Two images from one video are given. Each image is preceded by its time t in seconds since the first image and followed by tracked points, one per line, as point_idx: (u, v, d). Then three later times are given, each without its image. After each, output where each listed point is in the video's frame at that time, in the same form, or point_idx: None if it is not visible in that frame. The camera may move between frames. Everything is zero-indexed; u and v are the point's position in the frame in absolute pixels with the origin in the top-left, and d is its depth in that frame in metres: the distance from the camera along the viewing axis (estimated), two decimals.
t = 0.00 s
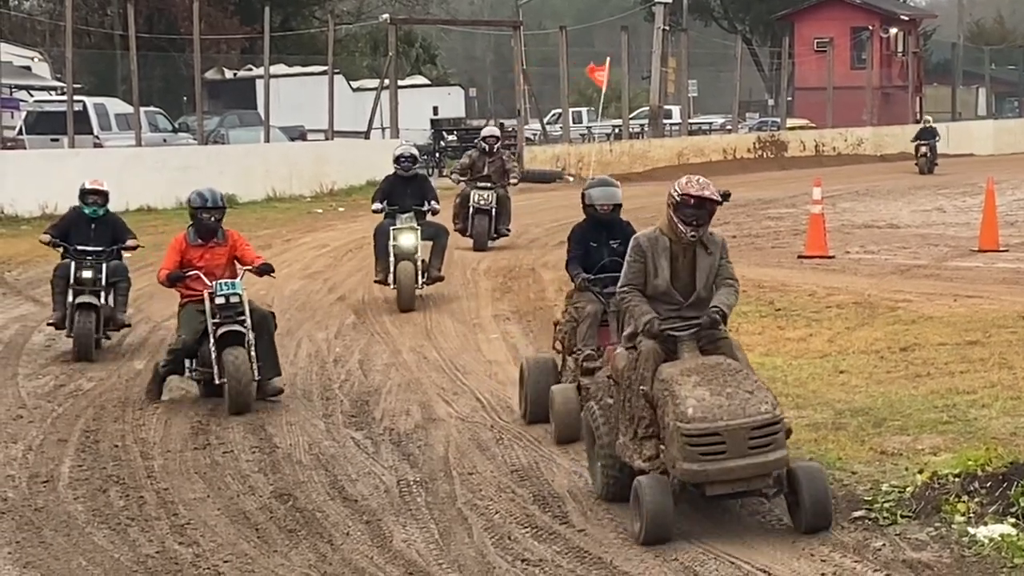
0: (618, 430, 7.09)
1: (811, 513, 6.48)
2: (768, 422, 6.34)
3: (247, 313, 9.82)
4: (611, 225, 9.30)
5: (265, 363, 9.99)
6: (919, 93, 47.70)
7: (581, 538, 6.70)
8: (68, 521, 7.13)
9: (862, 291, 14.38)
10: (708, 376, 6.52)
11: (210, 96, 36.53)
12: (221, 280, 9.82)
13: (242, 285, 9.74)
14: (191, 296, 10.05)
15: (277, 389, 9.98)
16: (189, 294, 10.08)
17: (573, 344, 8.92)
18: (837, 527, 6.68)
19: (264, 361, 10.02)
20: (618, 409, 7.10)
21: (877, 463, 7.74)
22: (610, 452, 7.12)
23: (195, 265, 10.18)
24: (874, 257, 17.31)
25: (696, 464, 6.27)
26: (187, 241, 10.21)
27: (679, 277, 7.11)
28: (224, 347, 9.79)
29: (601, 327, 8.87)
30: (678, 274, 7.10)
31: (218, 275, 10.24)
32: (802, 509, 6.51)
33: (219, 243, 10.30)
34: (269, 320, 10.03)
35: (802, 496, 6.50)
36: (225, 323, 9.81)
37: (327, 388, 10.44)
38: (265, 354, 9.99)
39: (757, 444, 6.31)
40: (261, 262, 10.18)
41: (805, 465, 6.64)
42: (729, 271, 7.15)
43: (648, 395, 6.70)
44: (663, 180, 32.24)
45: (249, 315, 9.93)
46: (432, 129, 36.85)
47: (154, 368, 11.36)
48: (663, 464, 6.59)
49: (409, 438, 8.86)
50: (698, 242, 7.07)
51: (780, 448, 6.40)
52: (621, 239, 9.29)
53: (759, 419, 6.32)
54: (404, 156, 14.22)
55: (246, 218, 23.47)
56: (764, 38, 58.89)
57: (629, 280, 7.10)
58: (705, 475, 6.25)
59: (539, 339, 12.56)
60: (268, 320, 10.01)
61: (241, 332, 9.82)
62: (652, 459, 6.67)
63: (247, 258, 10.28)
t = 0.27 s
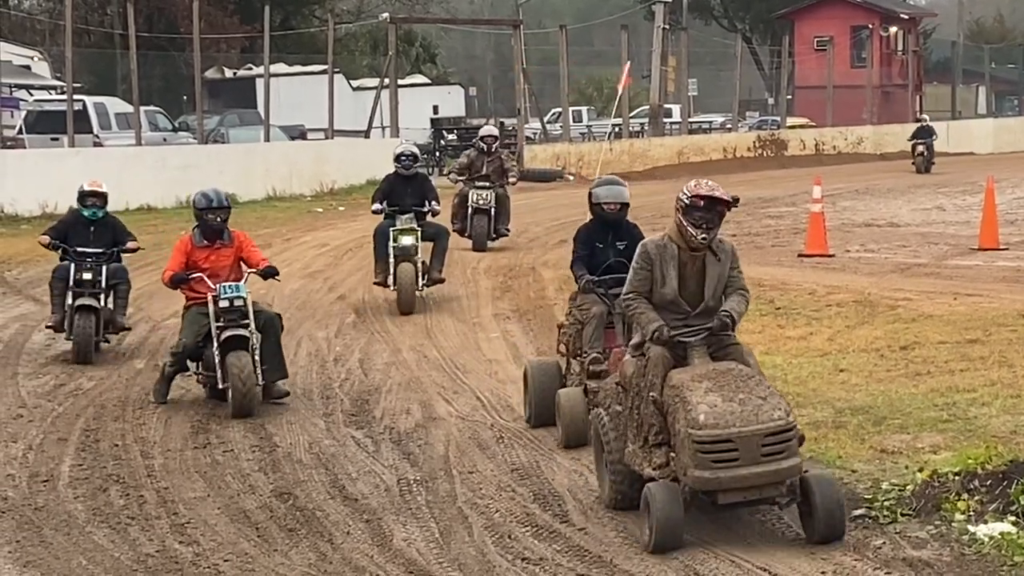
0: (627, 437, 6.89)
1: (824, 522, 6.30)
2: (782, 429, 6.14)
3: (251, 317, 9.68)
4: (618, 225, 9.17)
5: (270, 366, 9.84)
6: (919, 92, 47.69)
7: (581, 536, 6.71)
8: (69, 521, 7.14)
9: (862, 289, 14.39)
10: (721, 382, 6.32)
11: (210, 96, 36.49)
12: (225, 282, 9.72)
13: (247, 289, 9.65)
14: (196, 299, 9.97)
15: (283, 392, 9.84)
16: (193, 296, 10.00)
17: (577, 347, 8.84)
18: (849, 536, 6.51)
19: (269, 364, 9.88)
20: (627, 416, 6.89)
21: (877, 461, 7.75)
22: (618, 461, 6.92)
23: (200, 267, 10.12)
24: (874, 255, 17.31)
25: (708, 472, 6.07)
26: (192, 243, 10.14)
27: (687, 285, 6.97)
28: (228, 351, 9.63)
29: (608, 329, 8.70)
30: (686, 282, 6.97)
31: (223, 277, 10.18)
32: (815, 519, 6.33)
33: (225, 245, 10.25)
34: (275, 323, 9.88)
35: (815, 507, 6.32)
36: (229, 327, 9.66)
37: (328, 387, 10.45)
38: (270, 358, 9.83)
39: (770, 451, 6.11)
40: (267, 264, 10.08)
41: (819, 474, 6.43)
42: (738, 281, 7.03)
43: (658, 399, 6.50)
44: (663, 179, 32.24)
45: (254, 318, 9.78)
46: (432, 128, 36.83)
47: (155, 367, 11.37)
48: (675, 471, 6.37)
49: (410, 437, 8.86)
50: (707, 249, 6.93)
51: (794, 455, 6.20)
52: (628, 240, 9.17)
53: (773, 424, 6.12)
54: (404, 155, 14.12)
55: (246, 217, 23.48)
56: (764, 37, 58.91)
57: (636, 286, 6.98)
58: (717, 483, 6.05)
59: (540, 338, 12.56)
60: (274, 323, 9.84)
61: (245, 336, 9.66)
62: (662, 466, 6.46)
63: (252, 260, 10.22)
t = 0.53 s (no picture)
0: (637, 443, 6.76)
1: (836, 530, 6.15)
2: (794, 435, 6.00)
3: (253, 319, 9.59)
4: (624, 225, 9.12)
5: (274, 369, 9.72)
6: (918, 90, 47.69)
7: (580, 535, 6.71)
8: (69, 520, 7.15)
9: (861, 288, 14.38)
10: (733, 389, 6.19)
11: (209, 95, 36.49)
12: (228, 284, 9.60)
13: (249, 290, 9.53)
14: (200, 301, 9.86)
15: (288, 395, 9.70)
16: (197, 298, 9.88)
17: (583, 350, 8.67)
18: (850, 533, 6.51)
19: (273, 367, 9.75)
20: (637, 425, 6.77)
21: (876, 459, 7.75)
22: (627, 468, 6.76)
23: (205, 268, 9.98)
24: (872, 254, 17.32)
25: (718, 478, 5.93)
26: (196, 245, 10.01)
27: (696, 290, 6.79)
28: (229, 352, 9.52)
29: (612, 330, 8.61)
30: (696, 287, 6.79)
31: (228, 277, 10.02)
32: (827, 529, 6.17)
33: (230, 246, 10.11)
34: (279, 327, 9.77)
35: (828, 515, 6.16)
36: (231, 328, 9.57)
37: (327, 386, 10.45)
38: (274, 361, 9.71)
39: (781, 458, 5.97)
40: (270, 267, 9.99)
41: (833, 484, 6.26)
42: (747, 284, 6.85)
43: (669, 405, 6.38)
44: (662, 178, 32.23)
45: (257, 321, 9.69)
46: (431, 127, 36.82)
47: (154, 366, 11.38)
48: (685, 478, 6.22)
49: (409, 436, 8.86)
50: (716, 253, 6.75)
51: (806, 462, 6.06)
52: (633, 241, 9.12)
53: (784, 431, 5.99)
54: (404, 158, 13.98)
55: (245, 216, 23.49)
56: (763, 36, 58.95)
57: (643, 292, 6.80)
58: (726, 489, 5.91)
59: (539, 337, 12.57)
60: (278, 326, 9.74)
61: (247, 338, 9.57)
62: (672, 473, 6.34)
63: (257, 261, 10.08)
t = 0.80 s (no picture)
0: (646, 448, 6.57)
1: (851, 538, 6.02)
2: (806, 441, 5.88)
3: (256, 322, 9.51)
4: (629, 226, 9.13)
5: (279, 375, 9.61)
6: (917, 89, 47.66)
7: (580, 535, 6.71)
8: (68, 520, 7.14)
9: (861, 287, 14.37)
10: (743, 393, 6.06)
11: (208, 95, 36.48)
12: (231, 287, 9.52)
13: (251, 294, 9.44)
14: (204, 303, 9.78)
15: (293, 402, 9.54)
16: (202, 301, 9.79)
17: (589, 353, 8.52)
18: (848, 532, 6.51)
19: (278, 372, 9.63)
20: (648, 431, 6.57)
21: (875, 459, 7.75)
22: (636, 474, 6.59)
23: (209, 270, 9.91)
24: (871, 253, 17.32)
25: (729, 485, 5.80)
26: (201, 246, 9.94)
27: (707, 296, 6.68)
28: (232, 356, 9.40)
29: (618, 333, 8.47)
30: (708, 292, 6.68)
31: (232, 279, 9.94)
32: (840, 539, 6.05)
33: (235, 248, 10.03)
34: (283, 332, 9.64)
35: (841, 525, 6.02)
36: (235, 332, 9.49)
37: (326, 386, 10.44)
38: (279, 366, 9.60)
39: (792, 464, 5.84)
40: (275, 269, 9.88)
41: (846, 493, 6.12)
42: (760, 288, 6.77)
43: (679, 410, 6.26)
44: (661, 177, 32.21)
45: (260, 326, 9.58)
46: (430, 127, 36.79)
47: (153, 366, 11.38)
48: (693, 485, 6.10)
49: (408, 435, 8.86)
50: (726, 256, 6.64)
51: (817, 470, 5.93)
52: (638, 241, 9.12)
53: (797, 437, 5.86)
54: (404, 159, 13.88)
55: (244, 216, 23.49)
56: (762, 35, 58.94)
57: (652, 300, 6.70)
58: (737, 495, 5.77)
59: (539, 336, 12.56)
60: (283, 331, 9.63)
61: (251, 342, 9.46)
62: (681, 480, 6.18)
63: (262, 262, 9.98)
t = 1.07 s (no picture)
0: (656, 456, 6.33)
1: (863, 547, 5.87)
2: (817, 446, 5.70)
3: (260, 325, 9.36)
4: (634, 229, 9.09)
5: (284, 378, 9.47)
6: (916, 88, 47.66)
7: (580, 534, 6.71)
8: (67, 520, 7.14)
9: (860, 286, 14.38)
10: (753, 398, 5.88)
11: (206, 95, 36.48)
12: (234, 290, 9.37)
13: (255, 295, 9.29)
14: (209, 306, 9.63)
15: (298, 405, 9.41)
16: (206, 304, 9.64)
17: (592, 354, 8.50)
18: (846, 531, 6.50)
19: (284, 376, 9.54)
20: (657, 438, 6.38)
21: (874, 458, 7.75)
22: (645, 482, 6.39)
23: (213, 272, 9.73)
24: (871, 252, 17.33)
25: (737, 491, 5.64)
26: (205, 248, 9.75)
27: (719, 302, 6.47)
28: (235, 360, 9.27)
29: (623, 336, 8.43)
30: (720, 298, 6.47)
31: (237, 281, 9.75)
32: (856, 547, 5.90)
33: (239, 249, 9.83)
34: (287, 335, 9.52)
35: (855, 533, 5.88)
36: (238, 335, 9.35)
37: (326, 386, 10.44)
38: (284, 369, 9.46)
39: (803, 470, 5.67)
40: (281, 272, 9.68)
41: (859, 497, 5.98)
42: (773, 291, 6.53)
43: (689, 415, 6.03)
44: (660, 177, 32.21)
45: (264, 329, 9.44)
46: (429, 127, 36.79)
47: (153, 366, 11.38)
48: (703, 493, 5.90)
49: (408, 435, 8.87)
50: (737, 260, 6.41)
51: (830, 475, 5.74)
52: (643, 243, 9.11)
53: (807, 441, 5.68)
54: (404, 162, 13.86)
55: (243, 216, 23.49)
56: (761, 34, 58.97)
57: (662, 307, 6.47)
58: (746, 502, 5.61)
59: (538, 336, 12.55)
60: (288, 333, 9.49)
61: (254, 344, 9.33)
62: (690, 487, 5.96)
63: (267, 263, 9.79)
